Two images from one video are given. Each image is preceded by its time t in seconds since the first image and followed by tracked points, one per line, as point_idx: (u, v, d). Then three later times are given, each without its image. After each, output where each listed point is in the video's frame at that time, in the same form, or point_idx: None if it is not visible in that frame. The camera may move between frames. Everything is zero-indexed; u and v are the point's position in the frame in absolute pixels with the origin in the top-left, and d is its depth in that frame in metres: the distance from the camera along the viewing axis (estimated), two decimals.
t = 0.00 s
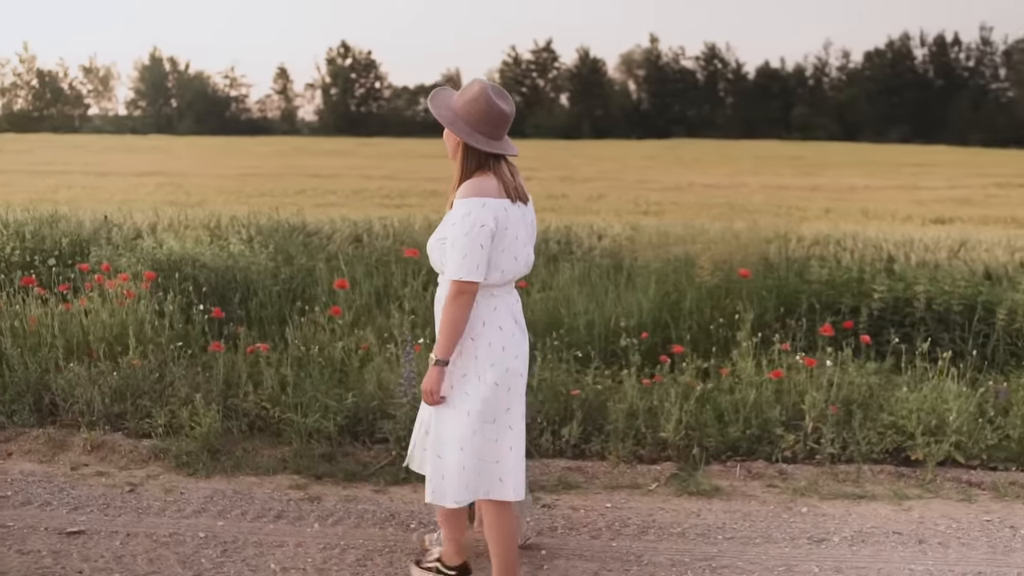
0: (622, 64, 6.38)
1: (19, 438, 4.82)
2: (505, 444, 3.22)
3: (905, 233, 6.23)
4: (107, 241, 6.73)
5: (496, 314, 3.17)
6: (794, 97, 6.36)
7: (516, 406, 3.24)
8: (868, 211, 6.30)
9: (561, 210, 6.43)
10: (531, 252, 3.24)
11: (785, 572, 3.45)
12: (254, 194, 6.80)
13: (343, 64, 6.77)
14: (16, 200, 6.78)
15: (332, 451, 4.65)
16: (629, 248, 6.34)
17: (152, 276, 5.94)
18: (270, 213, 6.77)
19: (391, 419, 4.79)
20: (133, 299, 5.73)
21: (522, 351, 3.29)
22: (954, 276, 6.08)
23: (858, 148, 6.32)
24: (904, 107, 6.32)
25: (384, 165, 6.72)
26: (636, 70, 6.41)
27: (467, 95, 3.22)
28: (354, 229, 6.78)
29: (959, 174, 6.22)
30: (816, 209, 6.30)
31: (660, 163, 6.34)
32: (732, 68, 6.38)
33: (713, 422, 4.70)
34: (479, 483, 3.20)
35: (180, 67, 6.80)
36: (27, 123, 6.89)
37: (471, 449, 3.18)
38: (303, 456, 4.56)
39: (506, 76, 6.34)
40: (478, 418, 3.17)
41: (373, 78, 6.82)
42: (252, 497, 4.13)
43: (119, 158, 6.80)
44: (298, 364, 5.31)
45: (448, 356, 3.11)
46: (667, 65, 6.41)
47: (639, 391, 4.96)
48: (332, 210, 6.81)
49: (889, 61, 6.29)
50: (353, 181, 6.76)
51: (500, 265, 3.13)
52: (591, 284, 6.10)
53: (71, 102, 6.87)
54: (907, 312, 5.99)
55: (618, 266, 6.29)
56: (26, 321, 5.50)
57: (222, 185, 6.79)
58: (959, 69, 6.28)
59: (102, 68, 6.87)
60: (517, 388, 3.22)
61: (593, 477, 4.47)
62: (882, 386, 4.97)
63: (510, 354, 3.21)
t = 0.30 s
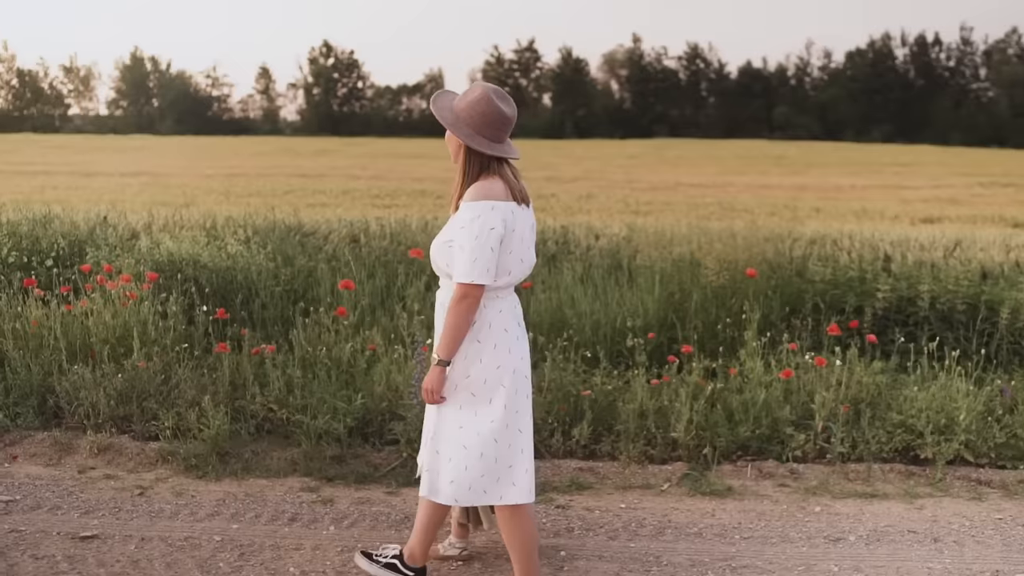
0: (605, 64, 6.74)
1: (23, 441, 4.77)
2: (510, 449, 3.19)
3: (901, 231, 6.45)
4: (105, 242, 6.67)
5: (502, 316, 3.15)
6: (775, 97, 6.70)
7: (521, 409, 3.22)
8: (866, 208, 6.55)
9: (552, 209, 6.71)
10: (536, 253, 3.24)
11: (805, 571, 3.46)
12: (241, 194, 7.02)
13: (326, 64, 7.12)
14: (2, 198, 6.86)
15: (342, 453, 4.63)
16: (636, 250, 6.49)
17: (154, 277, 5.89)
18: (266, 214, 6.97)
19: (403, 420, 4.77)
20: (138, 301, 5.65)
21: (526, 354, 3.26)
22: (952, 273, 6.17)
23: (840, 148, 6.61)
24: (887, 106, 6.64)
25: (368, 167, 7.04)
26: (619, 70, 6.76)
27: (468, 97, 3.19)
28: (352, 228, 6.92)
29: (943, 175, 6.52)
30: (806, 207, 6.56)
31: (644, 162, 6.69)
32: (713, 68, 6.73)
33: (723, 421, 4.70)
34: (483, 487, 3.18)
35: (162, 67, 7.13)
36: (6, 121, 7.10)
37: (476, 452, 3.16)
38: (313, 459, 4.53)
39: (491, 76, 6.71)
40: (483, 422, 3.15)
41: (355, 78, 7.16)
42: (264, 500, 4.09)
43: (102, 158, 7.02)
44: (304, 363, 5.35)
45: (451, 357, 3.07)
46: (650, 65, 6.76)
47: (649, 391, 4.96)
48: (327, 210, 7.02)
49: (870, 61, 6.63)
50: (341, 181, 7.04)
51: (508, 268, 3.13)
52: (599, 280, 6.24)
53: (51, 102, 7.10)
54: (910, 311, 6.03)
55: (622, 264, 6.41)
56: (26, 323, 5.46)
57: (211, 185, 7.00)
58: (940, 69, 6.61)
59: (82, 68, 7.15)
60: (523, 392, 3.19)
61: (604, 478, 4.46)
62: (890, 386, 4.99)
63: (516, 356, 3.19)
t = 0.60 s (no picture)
0: (587, 63, 6.57)
1: (30, 444, 4.73)
2: (512, 451, 3.19)
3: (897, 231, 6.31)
4: (104, 242, 6.62)
5: (501, 319, 3.15)
6: (758, 97, 6.52)
7: (521, 410, 3.22)
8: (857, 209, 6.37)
9: (542, 208, 6.56)
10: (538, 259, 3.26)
11: (824, 571, 3.46)
12: (228, 194, 6.83)
13: (308, 63, 6.91)
14: None
15: (354, 455, 4.61)
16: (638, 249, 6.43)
17: (158, 279, 5.85)
18: (262, 214, 6.81)
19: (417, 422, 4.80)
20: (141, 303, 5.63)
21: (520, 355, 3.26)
22: (945, 273, 6.14)
23: (823, 148, 6.45)
24: (868, 108, 6.50)
25: (354, 167, 6.87)
26: (601, 70, 6.59)
27: (473, 99, 3.19)
28: (348, 229, 6.81)
29: (930, 174, 6.36)
30: (795, 207, 6.38)
31: (630, 162, 6.53)
32: (696, 68, 6.57)
33: (735, 422, 4.70)
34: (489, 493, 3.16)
35: (144, 66, 6.91)
36: None
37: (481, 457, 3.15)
38: (325, 461, 4.50)
39: (472, 76, 6.57)
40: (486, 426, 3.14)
41: (337, 77, 6.97)
42: (278, 502, 4.07)
43: (88, 158, 6.83)
44: (312, 361, 5.36)
45: (462, 358, 3.07)
46: (632, 64, 6.60)
47: (659, 392, 4.97)
48: (317, 211, 6.84)
49: (852, 61, 6.47)
50: (327, 181, 6.86)
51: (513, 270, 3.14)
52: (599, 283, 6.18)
53: (31, 101, 6.91)
54: (914, 310, 6.08)
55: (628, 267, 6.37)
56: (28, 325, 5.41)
57: (198, 185, 6.81)
58: (921, 69, 6.46)
59: (63, 67, 6.96)
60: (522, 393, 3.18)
61: (617, 478, 4.46)
62: (898, 386, 5.02)
63: (513, 358, 3.18)
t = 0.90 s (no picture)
0: (571, 63, 6.75)
1: (36, 448, 4.68)
2: (510, 450, 3.23)
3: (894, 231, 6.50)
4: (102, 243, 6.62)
5: (503, 320, 3.18)
6: (740, 97, 6.77)
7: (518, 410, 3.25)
8: (849, 209, 6.58)
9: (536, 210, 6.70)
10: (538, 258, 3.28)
11: (844, 571, 3.48)
12: (218, 194, 6.90)
13: (291, 64, 7.00)
14: None
15: (365, 457, 4.59)
16: (642, 250, 6.60)
17: (161, 281, 5.80)
18: (259, 215, 6.85)
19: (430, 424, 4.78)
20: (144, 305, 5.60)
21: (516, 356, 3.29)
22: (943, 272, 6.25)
23: (806, 147, 6.69)
24: (850, 107, 6.75)
25: (342, 167, 6.98)
26: (585, 70, 6.78)
27: (474, 97, 3.19)
28: (346, 231, 6.85)
29: (914, 173, 6.60)
30: (785, 207, 6.62)
31: (617, 162, 6.72)
32: (679, 68, 6.81)
33: (746, 423, 4.71)
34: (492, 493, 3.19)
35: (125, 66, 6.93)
36: None
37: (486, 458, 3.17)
38: (337, 463, 4.48)
39: (456, 76, 6.73)
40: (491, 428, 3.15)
41: (321, 77, 7.08)
42: (292, 506, 4.04)
43: (74, 159, 6.84)
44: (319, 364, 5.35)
45: (469, 357, 3.07)
46: (615, 64, 6.81)
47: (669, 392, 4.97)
48: (308, 211, 6.93)
49: (834, 61, 6.71)
50: (317, 181, 6.95)
51: (516, 269, 3.15)
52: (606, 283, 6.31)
53: (12, 102, 6.92)
54: (918, 310, 6.11)
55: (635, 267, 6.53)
56: (31, 328, 5.36)
57: (187, 185, 6.87)
58: (903, 70, 6.71)
59: (43, 67, 6.96)
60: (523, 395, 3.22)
61: (629, 479, 4.46)
62: (905, 386, 5.05)
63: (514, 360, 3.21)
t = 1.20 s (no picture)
0: (555, 63, 6.86)
1: (43, 453, 4.64)
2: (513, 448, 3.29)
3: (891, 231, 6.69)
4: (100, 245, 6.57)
5: (513, 320, 3.24)
6: (724, 96, 6.95)
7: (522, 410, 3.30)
8: (840, 208, 6.82)
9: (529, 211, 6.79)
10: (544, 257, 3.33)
11: (863, 570, 3.49)
12: (208, 195, 6.99)
13: (276, 63, 7.10)
14: None
15: (377, 460, 4.57)
16: (643, 250, 6.69)
17: (165, 283, 5.73)
18: (257, 216, 6.94)
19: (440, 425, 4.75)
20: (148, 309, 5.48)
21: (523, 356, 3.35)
22: (942, 272, 6.34)
23: (791, 147, 6.91)
24: (834, 107, 6.97)
25: (329, 167, 7.12)
26: (569, 70, 6.89)
27: (469, 99, 3.21)
28: (344, 232, 6.91)
29: (900, 173, 6.85)
30: (777, 207, 6.82)
31: (601, 162, 6.89)
32: (663, 68, 6.96)
33: (757, 424, 4.71)
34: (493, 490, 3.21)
35: (107, 66, 7.04)
36: None
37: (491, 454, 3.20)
38: (348, 467, 4.46)
39: (439, 76, 6.79)
40: (499, 425, 3.19)
41: (305, 77, 7.16)
42: (306, 510, 4.02)
43: (60, 159, 6.94)
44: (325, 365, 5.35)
45: (479, 356, 3.08)
46: (599, 65, 6.94)
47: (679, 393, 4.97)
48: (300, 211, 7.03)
49: (818, 61, 6.90)
50: (307, 182, 7.09)
51: (526, 267, 3.19)
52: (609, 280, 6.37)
53: None
54: (922, 310, 6.12)
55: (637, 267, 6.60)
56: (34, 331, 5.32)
57: (175, 185, 6.98)
58: (886, 69, 6.92)
59: (25, 67, 6.99)
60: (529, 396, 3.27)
61: (641, 480, 4.45)
62: (912, 387, 5.08)
63: (523, 361, 3.27)
